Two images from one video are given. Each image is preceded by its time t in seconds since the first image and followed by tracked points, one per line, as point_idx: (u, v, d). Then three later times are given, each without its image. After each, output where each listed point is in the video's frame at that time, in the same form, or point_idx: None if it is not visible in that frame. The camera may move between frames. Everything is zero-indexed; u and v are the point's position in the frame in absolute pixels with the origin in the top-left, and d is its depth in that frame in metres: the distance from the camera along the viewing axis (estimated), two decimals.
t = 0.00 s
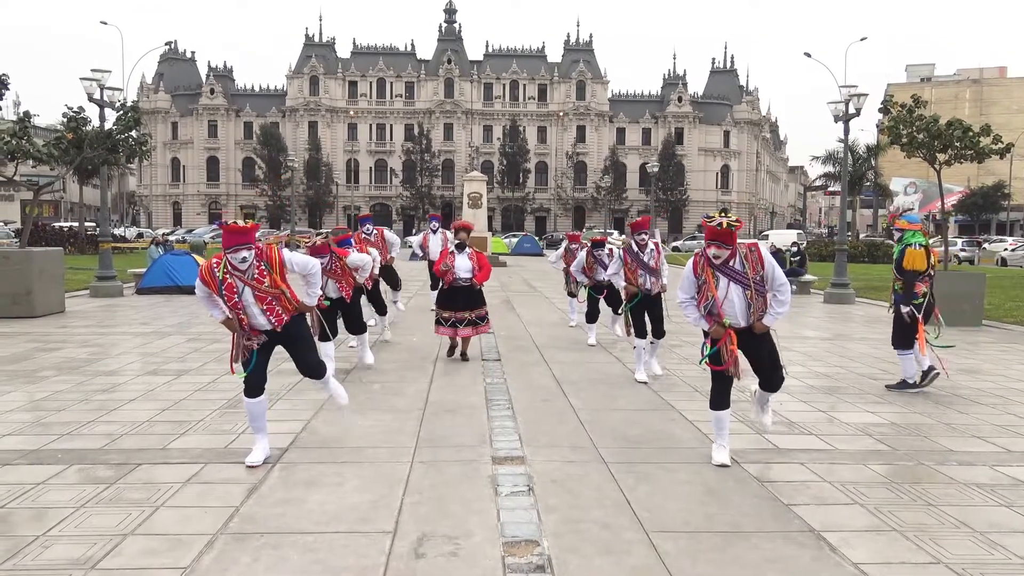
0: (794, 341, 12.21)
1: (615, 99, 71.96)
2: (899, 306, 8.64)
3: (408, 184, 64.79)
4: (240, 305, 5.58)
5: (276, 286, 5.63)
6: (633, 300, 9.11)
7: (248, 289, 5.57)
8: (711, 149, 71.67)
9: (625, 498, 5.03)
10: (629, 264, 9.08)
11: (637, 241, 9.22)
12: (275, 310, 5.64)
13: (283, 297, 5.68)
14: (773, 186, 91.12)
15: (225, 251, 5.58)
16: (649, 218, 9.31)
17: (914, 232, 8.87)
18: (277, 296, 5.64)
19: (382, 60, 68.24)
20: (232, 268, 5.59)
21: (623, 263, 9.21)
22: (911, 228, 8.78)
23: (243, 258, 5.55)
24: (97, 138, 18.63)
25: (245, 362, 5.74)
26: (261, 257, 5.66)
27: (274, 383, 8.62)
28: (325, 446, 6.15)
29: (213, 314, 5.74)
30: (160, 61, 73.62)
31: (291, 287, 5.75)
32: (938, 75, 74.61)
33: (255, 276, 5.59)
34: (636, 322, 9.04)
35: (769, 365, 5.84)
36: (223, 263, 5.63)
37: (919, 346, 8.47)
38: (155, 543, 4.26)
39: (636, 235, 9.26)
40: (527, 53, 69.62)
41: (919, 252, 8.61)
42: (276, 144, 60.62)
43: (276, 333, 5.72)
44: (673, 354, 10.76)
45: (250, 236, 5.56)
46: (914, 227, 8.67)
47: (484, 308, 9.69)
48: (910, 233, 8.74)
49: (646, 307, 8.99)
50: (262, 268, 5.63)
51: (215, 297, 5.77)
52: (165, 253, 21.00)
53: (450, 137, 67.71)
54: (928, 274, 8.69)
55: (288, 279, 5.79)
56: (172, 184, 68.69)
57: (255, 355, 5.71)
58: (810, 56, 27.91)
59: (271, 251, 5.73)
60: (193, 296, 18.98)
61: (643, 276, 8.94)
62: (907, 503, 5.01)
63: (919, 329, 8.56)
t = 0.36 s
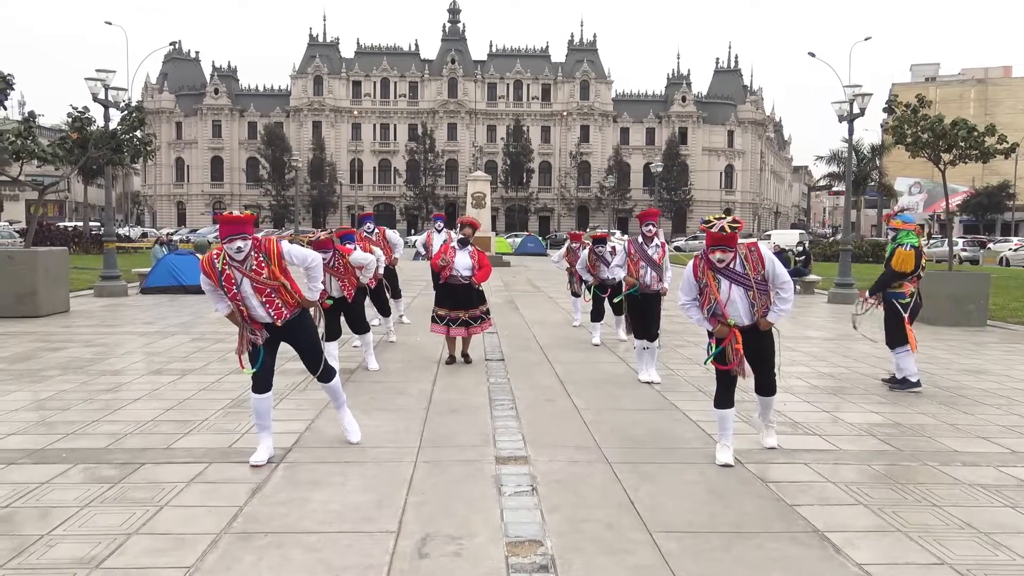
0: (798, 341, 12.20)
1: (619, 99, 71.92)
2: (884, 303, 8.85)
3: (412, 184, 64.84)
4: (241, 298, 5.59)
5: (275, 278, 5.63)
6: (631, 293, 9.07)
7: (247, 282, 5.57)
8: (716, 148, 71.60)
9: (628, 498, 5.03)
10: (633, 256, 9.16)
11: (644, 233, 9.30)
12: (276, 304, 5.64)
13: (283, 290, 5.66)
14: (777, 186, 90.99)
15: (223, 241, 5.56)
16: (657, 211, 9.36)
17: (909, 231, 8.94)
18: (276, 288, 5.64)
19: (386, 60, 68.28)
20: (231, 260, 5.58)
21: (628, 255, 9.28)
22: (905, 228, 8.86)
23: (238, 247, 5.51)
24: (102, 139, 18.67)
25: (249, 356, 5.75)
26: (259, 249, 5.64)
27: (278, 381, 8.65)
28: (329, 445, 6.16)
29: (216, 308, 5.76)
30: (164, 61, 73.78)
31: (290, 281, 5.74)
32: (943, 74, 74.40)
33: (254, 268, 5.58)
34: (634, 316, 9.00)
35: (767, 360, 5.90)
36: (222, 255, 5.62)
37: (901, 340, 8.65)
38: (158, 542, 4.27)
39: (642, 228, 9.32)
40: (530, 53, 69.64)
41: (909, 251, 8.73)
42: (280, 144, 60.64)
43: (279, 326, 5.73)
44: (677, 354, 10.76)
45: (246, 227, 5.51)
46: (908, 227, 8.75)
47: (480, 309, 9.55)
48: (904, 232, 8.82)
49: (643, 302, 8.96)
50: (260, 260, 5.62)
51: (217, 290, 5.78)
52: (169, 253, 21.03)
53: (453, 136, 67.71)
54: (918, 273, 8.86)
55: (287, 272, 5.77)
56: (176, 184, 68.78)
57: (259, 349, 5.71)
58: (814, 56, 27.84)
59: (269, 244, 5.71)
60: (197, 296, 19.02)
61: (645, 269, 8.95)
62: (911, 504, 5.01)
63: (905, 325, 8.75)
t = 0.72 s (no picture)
0: (803, 341, 12.17)
1: (623, 99, 71.86)
2: (868, 299, 8.92)
3: (417, 184, 64.88)
4: (246, 299, 5.59)
5: (281, 279, 5.63)
6: (640, 298, 9.06)
7: (253, 283, 5.57)
8: (720, 148, 71.51)
9: (633, 498, 5.02)
10: (636, 262, 9.07)
11: (643, 238, 9.21)
12: (282, 305, 5.65)
13: (288, 290, 5.67)
14: (782, 186, 90.80)
15: (227, 240, 5.56)
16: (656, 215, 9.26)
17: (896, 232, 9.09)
18: (282, 289, 5.64)
19: (390, 60, 68.32)
20: (236, 261, 5.58)
21: (631, 261, 9.21)
22: (892, 228, 8.98)
23: (242, 246, 5.50)
24: (108, 139, 18.74)
25: (255, 356, 5.75)
26: (263, 250, 5.64)
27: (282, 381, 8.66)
28: (334, 445, 6.17)
29: (224, 310, 5.76)
30: (170, 61, 73.94)
31: (295, 282, 5.74)
32: (949, 74, 74.17)
33: (259, 270, 5.58)
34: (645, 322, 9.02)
35: (769, 360, 5.89)
36: (228, 257, 5.62)
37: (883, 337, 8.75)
38: (164, 542, 4.28)
39: (642, 233, 9.24)
40: (535, 53, 69.63)
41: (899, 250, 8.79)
42: (285, 144, 60.71)
43: (285, 328, 5.73)
44: (681, 354, 10.75)
45: (250, 226, 5.50)
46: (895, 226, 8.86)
47: (485, 311, 9.42)
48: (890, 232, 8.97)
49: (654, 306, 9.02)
50: (265, 261, 5.62)
51: (222, 293, 5.79)
52: (174, 253, 21.09)
53: (458, 136, 67.74)
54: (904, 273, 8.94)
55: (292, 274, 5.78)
56: (181, 184, 68.94)
57: (265, 349, 5.72)
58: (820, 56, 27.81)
59: (274, 245, 5.72)
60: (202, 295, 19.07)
61: (651, 273, 8.91)
62: (917, 504, 4.99)
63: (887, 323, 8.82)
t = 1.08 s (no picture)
0: (809, 341, 12.15)
1: (628, 99, 71.80)
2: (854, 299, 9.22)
3: (421, 184, 64.92)
4: (256, 307, 5.59)
5: (291, 285, 5.66)
6: (649, 302, 9.08)
7: (263, 289, 5.58)
8: (725, 148, 71.38)
9: (637, 498, 5.02)
10: (641, 267, 9.06)
11: (647, 242, 9.17)
12: (292, 310, 5.65)
13: (298, 297, 5.68)
14: (787, 186, 90.66)
15: (236, 244, 5.59)
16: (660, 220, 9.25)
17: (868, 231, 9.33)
18: (293, 295, 5.66)
19: (395, 60, 68.38)
20: (247, 268, 5.60)
21: (635, 266, 9.19)
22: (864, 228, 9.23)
23: (251, 250, 5.54)
24: (113, 139, 18.75)
25: (262, 361, 5.76)
26: (273, 257, 5.66)
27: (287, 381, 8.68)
28: (339, 445, 6.18)
29: (231, 317, 5.74)
30: (175, 62, 74.11)
31: (303, 288, 5.76)
32: (955, 73, 73.94)
33: (269, 276, 5.60)
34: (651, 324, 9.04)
35: (772, 363, 5.97)
36: (237, 264, 5.62)
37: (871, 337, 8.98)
38: (169, 540, 4.29)
39: (646, 237, 9.22)
40: (540, 53, 69.62)
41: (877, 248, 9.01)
42: (290, 144, 60.82)
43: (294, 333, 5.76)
44: (686, 354, 10.73)
45: (260, 231, 5.55)
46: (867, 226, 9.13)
47: (494, 316, 9.06)
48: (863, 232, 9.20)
49: (663, 309, 9.01)
50: (275, 268, 5.64)
51: (228, 300, 5.77)
52: (180, 252, 21.14)
53: (463, 136, 67.78)
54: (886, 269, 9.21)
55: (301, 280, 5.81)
56: (186, 184, 69.12)
57: (272, 353, 5.74)
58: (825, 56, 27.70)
59: (283, 252, 5.74)
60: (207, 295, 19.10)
61: (657, 278, 8.92)
62: (922, 505, 4.98)
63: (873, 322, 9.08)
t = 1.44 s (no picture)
0: (815, 341, 12.12)
1: (633, 98, 71.72)
2: (846, 297, 9.31)
3: (426, 184, 64.93)
4: (258, 298, 5.61)
5: (292, 280, 5.63)
6: (646, 291, 8.96)
7: (265, 282, 5.58)
8: (730, 148, 71.27)
9: (642, 498, 5.01)
10: (647, 255, 9.12)
11: (658, 233, 9.25)
12: (293, 305, 5.64)
13: (300, 292, 5.66)
14: (793, 185, 90.43)
15: (240, 235, 5.61)
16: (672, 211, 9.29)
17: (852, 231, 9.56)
18: (293, 289, 5.64)
19: (400, 60, 68.44)
20: (249, 260, 5.60)
21: (642, 254, 9.24)
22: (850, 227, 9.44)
23: (254, 242, 5.53)
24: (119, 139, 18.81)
25: (267, 356, 5.77)
26: (276, 249, 5.66)
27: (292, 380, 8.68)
28: (343, 444, 6.17)
29: (237, 309, 5.80)
30: (180, 62, 74.28)
31: (306, 283, 5.75)
32: (961, 72, 73.67)
33: (272, 269, 5.59)
34: (649, 316, 8.90)
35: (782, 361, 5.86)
36: (241, 256, 5.64)
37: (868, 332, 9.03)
38: (174, 539, 4.30)
39: (657, 227, 9.28)
40: (544, 53, 69.62)
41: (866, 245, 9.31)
42: (295, 144, 60.93)
43: (296, 328, 5.74)
44: (691, 354, 10.70)
45: (264, 222, 5.55)
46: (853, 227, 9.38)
47: (499, 315, 9.03)
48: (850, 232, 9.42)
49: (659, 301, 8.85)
50: (278, 261, 5.62)
51: (235, 292, 5.80)
52: (185, 252, 21.20)
53: (467, 136, 67.79)
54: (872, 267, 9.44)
55: (305, 275, 5.79)
56: (191, 184, 69.29)
57: (276, 347, 5.73)
58: (829, 55, 27.67)
59: (287, 244, 5.72)
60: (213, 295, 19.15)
61: (659, 267, 8.93)
62: (929, 505, 4.95)
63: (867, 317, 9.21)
